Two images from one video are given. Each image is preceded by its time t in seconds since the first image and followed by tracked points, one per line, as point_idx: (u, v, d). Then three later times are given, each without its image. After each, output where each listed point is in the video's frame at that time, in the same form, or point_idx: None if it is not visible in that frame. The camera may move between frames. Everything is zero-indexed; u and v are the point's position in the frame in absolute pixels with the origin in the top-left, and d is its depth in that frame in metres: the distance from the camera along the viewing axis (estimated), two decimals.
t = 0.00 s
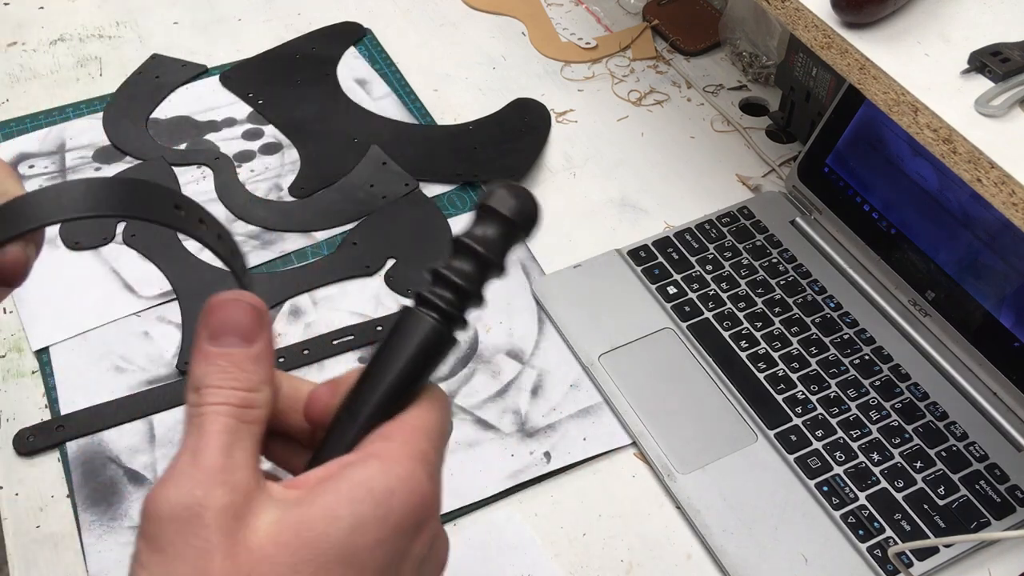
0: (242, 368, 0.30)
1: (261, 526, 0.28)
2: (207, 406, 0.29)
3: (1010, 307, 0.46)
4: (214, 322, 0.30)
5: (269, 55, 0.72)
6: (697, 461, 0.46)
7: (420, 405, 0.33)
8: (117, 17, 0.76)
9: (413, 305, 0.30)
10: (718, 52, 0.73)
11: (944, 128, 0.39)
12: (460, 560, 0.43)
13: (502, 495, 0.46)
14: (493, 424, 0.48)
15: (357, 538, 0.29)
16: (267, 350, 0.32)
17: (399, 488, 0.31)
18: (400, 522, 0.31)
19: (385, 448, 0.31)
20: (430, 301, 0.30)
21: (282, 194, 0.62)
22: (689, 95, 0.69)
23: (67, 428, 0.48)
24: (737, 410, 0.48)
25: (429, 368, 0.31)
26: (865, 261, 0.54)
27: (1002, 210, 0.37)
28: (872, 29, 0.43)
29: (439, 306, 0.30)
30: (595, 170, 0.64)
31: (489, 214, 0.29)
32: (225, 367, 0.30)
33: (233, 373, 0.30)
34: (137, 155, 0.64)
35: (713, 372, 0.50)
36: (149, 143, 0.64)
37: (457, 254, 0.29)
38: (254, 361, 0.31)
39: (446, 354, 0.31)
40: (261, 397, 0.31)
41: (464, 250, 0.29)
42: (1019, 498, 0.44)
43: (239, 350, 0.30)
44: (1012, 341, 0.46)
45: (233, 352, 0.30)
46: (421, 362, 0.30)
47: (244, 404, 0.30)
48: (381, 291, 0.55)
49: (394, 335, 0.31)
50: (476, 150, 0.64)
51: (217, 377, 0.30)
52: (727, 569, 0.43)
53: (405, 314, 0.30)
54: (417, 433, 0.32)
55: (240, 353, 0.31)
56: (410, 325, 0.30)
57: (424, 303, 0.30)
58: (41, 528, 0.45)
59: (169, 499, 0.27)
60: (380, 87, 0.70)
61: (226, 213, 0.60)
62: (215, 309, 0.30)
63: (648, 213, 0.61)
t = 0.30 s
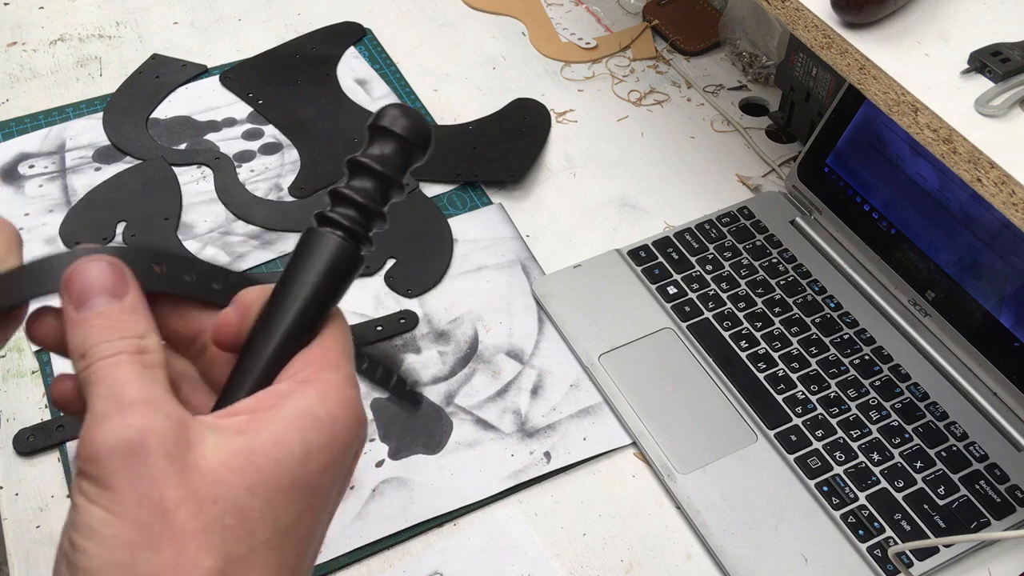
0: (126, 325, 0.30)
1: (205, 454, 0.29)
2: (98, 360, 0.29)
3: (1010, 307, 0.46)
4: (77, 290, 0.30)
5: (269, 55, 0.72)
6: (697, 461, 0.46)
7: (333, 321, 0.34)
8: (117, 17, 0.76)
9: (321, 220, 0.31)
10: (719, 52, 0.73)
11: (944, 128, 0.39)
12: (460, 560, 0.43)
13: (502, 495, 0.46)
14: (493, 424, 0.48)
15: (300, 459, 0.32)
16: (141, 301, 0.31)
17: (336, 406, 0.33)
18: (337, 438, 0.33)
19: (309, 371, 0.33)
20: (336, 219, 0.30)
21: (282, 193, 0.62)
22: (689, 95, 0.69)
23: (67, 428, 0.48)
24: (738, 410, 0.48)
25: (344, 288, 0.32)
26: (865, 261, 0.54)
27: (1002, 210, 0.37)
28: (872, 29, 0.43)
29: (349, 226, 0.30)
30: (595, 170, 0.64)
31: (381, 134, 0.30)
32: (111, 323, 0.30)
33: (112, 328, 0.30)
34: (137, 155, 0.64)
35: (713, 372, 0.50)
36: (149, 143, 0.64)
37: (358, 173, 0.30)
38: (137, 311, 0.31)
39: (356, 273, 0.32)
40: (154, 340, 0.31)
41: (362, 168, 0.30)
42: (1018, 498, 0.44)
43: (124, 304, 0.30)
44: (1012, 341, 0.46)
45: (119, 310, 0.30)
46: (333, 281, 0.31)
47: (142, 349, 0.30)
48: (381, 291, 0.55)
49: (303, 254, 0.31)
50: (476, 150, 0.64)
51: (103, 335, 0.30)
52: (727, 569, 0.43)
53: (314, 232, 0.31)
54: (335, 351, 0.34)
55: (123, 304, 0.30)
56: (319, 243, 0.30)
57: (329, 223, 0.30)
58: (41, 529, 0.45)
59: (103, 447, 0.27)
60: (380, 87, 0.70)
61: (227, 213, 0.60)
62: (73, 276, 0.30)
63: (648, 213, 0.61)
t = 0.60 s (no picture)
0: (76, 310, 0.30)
1: (72, 426, 0.26)
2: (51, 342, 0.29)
3: (1010, 307, 0.46)
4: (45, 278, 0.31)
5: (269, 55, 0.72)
6: (697, 461, 0.46)
7: (257, 275, 0.30)
8: (117, 17, 0.76)
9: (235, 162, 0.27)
10: (719, 53, 0.73)
11: (944, 129, 0.39)
12: (460, 559, 0.43)
13: (502, 495, 0.46)
14: (493, 424, 0.48)
15: (179, 428, 0.25)
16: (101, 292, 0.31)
17: (241, 367, 0.27)
18: (234, 405, 0.26)
19: (219, 325, 0.28)
20: (253, 162, 0.27)
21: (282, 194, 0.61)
22: (689, 95, 0.69)
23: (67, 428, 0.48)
24: (738, 410, 0.48)
25: (266, 234, 0.29)
26: (865, 261, 0.54)
27: (1002, 210, 0.37)
28: (872, 29, 0.43)
29: (267, 166, 0.27)
30: (596, 170, 0.64)
31: (293, 52, 0.26)
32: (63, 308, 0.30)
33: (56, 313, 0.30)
34: (137, 155, 0.64)
35: (713, 372, 0.50)
36: (149, 143, 0.64)
37: (270, 103, 0.26)
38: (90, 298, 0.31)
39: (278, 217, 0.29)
40: (93, 320, 0.31)
41: (275, 97, 0.26)
42: (1019, 498, 0.44)
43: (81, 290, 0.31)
44: (1012, 341, 0.46)
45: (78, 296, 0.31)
46: (248, 220, 0.28)
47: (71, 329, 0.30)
48: (381, 291, 0.55)
49: (220, 204, 0.27)
50: (476, 150, 0.64)
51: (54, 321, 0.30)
52: (727, 569, 0.43)
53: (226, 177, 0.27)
54: (263, 303, 0.29)
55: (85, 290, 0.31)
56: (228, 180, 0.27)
57: (241, 162, 0.27)
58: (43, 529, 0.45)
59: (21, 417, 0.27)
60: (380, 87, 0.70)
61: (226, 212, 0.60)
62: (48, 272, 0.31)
63: (648, 213, 0.61)
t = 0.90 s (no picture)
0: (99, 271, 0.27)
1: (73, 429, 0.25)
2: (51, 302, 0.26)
3: (1010, 307, 0.46)
4: (87, 205, 0.27)
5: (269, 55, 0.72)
6: (697, 461, 0.46)
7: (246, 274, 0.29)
8: (117, 17, 0.76)
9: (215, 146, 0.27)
10: (719, 53, 0.73)
11: (944, 129, 0.39)
12: (460, 559, 0.43)
13: (503, 495, 0.46)
14: (493, 424, 0.48)
15: (177, 430, 0.25)
16: (144, 243, 0.28)
17: (236, 360, 0.27)
18: (229, 401, 0.26)
19: (217, 321, 0.27)
20: (234, 144, 0.26)
21: (282, 193, 0.61)
22: (689, 95, 0.69)
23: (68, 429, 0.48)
24: (738, 410, 0.48)
25: (263, 213, 0.28)
26: (866, 261, 0.54)
27: (1002, 210, 0.37)
28: (872, 29, 0.43)
29: (247, 145, 0.26)
30: (596, 170, 0.64)
31: (265, 26, 0.25)
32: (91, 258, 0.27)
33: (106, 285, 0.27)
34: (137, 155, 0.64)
35: (713, 372, 0.50)
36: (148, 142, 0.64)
37: (248, 83, 0.26)
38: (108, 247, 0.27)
39: (271, 196, 0.28)
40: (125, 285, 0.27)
41: (252, 77, 0.25)
42: (1018, 498, 0.44)
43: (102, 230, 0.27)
44: (1012, 341, 0.46)
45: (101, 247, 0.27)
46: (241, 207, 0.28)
47: (102, 293, 0.27)
48: (381, 291, 0.55)
49: (208, 191, 0.27)
50: (475, 150, 0.64)
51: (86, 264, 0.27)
52: (728, 569, 0.43)
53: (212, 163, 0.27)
54: (255, 297, 0.29)
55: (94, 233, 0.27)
56: (216, 172, 0.27)
57: (224, 149, 0.27)
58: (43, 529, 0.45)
59: (16, 392, 0.25)
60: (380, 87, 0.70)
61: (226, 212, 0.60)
62: (90, 199, 0.28)
63: (648, 213, 0.61)
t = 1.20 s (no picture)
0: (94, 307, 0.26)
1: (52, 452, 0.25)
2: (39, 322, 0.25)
3: (1011, 307, 0.46)
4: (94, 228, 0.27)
5: (270, 55, 0.72)
6: (697, 461, 0.46)
7: (192, 266, 0.27)
8: (117, 17, 0.76)
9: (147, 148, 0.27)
10: (719, 53, 0.73)
11: (944, 128, 0.39)
12: (460, 559, 0.43)
13: (503, 495, 0.46)
14: (493, 424, 0.48)
15: (105, 449, 0.24)
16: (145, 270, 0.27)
17: (156, 372, 0.25)
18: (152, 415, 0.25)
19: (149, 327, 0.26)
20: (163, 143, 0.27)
21: (282, 193, 0.61)
22: (689, 95, 0.69)
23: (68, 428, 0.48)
24: (738, 410, 0.48)
25: (203, 212, 0.29)
26: (866, 262, 0.54)
27: (1002, 210, 0.37)
28: (872, 29, 0.43)
29: (177, 144, 0.27)
30: (596, 170, 0.64)
31: (183, 23, 0.26)
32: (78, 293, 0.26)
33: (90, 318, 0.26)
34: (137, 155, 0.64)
35: (713, 372, 0.50)
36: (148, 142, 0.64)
37: (171, 80, 0.26)
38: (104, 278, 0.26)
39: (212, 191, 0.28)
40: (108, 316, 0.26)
41: (176, 72, 0.26)
42: (1019, 498, 0.44)
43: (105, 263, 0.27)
44: (1012, 341, 0.46)
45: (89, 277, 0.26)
46: (185, 204, 0.28)
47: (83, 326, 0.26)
48: (381, 291, 0.55)
49: (145, 194, 0.28)
50: (476, 150, 0.64)
51: (72, 290, 0.26)
52: (728, 569, 0.43)
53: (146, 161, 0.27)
54: (190, 294, 0.26)
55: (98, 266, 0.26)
56: (156, 168, 0.27)
57: (161, 146, 0.27)
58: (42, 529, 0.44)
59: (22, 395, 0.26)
60: (380, 87, 0.70)
61: (226, 213, 0.60)
62: (95, 221, 0.27)
63: (648, 213, 0.61)
